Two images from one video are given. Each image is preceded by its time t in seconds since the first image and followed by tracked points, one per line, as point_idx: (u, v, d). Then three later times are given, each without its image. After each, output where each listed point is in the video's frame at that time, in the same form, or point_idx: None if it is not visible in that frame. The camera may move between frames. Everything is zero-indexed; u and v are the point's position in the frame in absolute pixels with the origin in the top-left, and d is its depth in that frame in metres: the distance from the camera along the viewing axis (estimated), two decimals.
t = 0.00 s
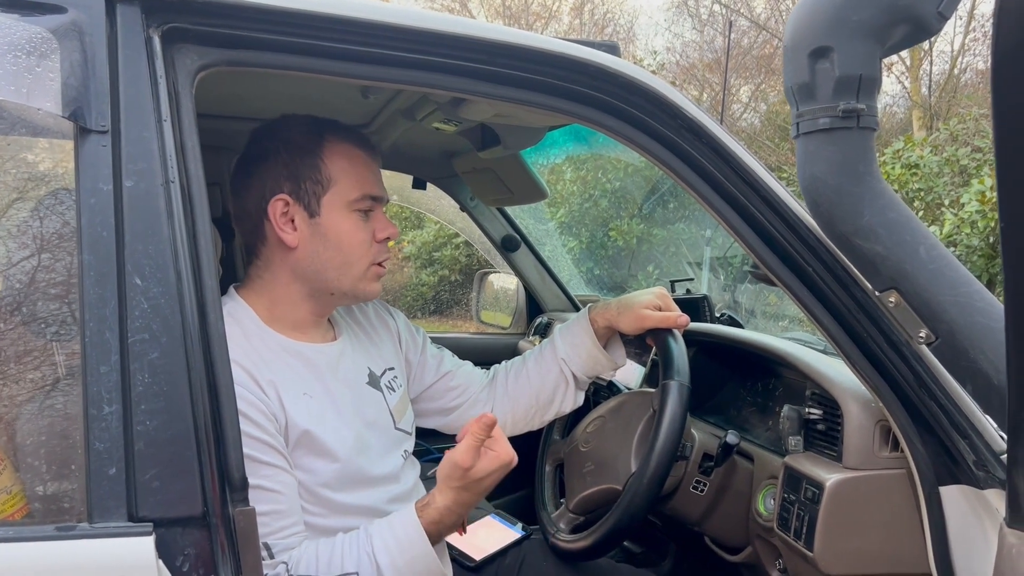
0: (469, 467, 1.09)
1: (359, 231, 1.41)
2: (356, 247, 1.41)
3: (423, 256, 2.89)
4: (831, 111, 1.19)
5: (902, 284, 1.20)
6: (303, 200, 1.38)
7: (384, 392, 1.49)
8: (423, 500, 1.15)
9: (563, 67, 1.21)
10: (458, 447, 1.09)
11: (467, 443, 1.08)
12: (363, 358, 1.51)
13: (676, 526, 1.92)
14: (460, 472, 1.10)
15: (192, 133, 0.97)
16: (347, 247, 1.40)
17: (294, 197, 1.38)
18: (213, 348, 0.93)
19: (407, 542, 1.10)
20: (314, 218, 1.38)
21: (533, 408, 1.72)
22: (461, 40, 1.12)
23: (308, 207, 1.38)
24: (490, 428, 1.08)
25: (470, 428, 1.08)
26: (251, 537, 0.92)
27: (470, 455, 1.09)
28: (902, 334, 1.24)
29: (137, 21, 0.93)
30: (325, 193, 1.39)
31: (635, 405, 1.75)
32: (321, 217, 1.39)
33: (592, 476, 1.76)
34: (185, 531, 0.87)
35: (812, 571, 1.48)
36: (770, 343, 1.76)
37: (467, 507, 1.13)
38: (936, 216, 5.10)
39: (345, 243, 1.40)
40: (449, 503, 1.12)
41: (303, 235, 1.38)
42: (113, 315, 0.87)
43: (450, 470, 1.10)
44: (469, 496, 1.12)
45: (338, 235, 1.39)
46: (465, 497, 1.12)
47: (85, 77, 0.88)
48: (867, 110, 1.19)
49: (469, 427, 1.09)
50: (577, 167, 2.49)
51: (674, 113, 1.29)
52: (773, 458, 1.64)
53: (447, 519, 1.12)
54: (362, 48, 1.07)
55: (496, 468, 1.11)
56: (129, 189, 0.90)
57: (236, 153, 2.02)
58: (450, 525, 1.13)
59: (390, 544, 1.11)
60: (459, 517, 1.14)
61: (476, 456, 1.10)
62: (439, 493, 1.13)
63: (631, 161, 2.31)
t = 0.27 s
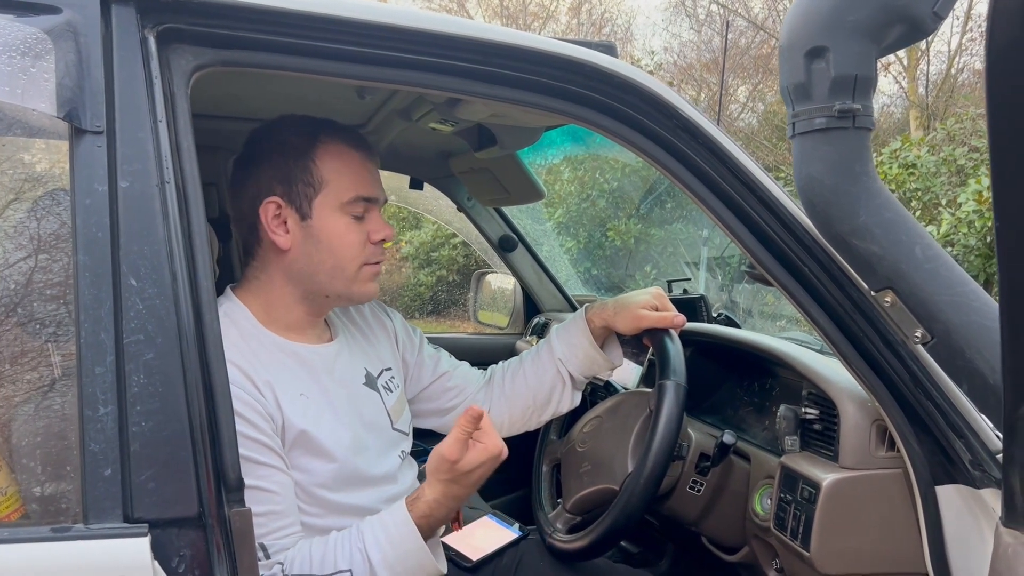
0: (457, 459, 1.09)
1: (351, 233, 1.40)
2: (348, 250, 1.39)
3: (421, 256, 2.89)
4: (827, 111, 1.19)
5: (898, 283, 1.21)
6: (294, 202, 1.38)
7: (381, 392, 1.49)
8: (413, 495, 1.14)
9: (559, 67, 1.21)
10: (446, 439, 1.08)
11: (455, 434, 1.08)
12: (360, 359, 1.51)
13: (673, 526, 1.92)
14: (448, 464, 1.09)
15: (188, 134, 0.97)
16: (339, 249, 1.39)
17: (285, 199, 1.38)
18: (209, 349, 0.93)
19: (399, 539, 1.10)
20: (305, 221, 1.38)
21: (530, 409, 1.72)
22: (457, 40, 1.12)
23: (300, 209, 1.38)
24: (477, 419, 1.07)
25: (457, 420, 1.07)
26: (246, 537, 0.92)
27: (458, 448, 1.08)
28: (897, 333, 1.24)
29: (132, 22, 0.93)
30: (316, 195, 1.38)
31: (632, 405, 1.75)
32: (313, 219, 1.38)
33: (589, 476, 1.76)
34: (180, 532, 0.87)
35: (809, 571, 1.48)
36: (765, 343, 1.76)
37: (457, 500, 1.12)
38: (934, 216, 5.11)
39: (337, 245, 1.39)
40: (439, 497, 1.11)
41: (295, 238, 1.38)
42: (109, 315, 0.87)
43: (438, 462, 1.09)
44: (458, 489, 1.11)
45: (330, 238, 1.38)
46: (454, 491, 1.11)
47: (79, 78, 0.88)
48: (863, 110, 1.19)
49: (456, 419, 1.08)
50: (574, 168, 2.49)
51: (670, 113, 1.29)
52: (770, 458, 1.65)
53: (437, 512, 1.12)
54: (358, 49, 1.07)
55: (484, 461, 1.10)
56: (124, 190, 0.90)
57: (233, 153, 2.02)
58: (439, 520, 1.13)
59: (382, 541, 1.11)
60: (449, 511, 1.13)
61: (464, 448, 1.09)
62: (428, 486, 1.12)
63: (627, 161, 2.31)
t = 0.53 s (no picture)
0: (510, 545, 1.20)
1: (291, 232, 1.34)
2: (289, 251, 1.34)
3: (419, 257, 2.89)
4: (824, 111, 1.19)
5: (896, 283, 1.21)
6: (247, 208, 1.39)
7: (379, 393, 1.49)
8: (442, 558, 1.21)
9: (556, 68, 1.21)
10: (504, 523, 1.20)
11: (508, 528, 1.20)
12: (358, 359, 1.51)
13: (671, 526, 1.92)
14: (500, 539, 1.20)
15: (186, 134, 0.97)
16: (283, 252, 1.34)
17: (241, 206, 1.40)
18: (208, 349, 0.93)
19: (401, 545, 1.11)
20: (255, 227, 1.37)
21: (529, 410, 1.72)
22: (454, 41, 1.12)
23: (252, 216, 1.38)
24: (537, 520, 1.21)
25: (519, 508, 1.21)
26: (245, 538, 0.92)
27: (512, 533, 1.20)
28: (895, 334, 1.24)
29: (130, 22, 0.93)
30: (259, 199, 1.37)
31: (630, 405, 1.75)
32: (259, 224, 1.37)
33: (588, 476, 1.76)
34: (179, 533, 0.87)
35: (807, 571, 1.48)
36: (763, 343, 1.76)
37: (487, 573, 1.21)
38: (931, 216, 5.11)
39: (278, 247, 1.34)
40: (481, 566, 1.20)
41: (250, 244, 1.39)
42: (107, 316, 0.88)
43: (491, 537, 1.20)
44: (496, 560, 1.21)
45: (274, 240, 1.35)
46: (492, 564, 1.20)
47: (78, 79, 0.88)
48: (861, 110, 1.19)
49: (518, 503, 1.21)
50: (572, 168, 2.49)
51: (667, 113, 1.29)
52: (768, 458, 1.65)
53: None
54: (356, 49, 1.07)
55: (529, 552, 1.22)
56: (122, 191, 0.90)
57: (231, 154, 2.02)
58: None
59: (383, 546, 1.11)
60: None
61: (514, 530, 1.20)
62: (463, 556, 1.20)
63: (625, 161, 2.31)
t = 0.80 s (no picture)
0: None
1: (271, 239, 1.33)
2: (272, 258, 1.33)
3: (418, 258, 2.89)
4: (822, 112, 1.20)
5: (894, 283, 1.21)
6: (229, 217, 1.37)
7: (378, 394, 1.49)
8: None
9: (554, 69, 1.21)
10: (514, 563, 1.26)
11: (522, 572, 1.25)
12: (357, 360, 1.51)
13: (670, 526, 1.92)
14: None
15: (185, 136, 0.97)
16: (266, 259, 1.33)
17: (223, 216, 1.38)
18: (207, 351, 0.93)
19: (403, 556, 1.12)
20: (237, 236, 1.36)
21: (528, 410, 1.72)
22: (451, 42, 1.12)
23: (233, 225, 1.37)
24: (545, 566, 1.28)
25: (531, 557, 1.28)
26: (244, 538, 0.92)
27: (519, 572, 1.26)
28: (894, 334, 1.25)
29: (129, 24, 0.93)
30: (237, 209, 1.35)
31: (630, 405, 1.75)
32: (240, 233, 1.36)
33: (587, 477, 1.76)
34: (178, 534, 0.87)
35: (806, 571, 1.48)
36: (762, 343, 1.76)
37: None
38: (930, 216, 5.12)
39: (261, 256, 1.33)
40: None
41: (236, 253, 1.39)
42: (106, 317, 0.88)
43: None
44: None
45: (255, 249, 1.34)
46: None
47: (77, 81, 0.89)
48: (859, 110, 1.20)
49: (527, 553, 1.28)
50: (571, 168, 2.49)
51: (665, 114, 1.29)
52: (767, 458, 1.65)
53: None
54: (355, 51, 1.07)
55: None
56: (122, 192, 0.90)
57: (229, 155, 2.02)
58: None
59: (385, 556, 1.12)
60: None
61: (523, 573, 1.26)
62: None
63: (624, 162, 2.31)
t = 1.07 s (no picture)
0: None
1: (274, 242, 1.32)
2: (275, 261, 1.33)
3: (417, 258, 2.90)
4: (821, 112, 1.20)
5: (893, 282, 1.21)
6: (231, 219, 1.37)
7: (378, 394, 1.49)
8: None
9: (552, 70, 1.22)
10: (510, 562, 1.25)
11: (519, 571, 1.24)
12: (356, 361, 1.51)
13: (670, 526, 1.92)
14: None
15: (185, 137, 0.97)
16: (269, 262, 1.33)
17: (226, 217, 1.38)
18: (206, 351, 0.93)
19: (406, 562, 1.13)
20: (240, 238, 1.36)
21: (528, 410, 1.72)
22: (449, 42, 1.12)
23: (236, 226, 1.37)
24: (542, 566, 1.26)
25: (528, 557, 1.26)
26: (245, 538, 0.92)
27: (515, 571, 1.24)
28: (893, 333, 1.25)
29: (128, 25, 0.93)
30: (241, 211, 1.35)
31: (629, 405, 1.75)
32: (243, 235, 1.35)
33: (586, 477, 1.76)
34: (178, 534, 0.87)
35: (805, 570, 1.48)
36: (762, 343, 1.77)
37: None
38: (929, 216, 5.12)
39: (264, 258, 1.33)
40: None
41: (238, 254, 1.39)
42: (106, 318, 0.88)
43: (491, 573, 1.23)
44: None
45: (258, 251, 1.33)
46: None
47: (77, 82, 0.89)
48: (857, 110, 1.20)
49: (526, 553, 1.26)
50: (571, 169, 2.49)
51: (665, 115, 1.29)
52: (766, 458, 1.65)
53: None
54: (354, 52, 1.07)
55: None
56: (121, 193, 0.90)
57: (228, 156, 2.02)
58: None
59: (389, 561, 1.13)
60: None
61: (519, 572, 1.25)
62: None
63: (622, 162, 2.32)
